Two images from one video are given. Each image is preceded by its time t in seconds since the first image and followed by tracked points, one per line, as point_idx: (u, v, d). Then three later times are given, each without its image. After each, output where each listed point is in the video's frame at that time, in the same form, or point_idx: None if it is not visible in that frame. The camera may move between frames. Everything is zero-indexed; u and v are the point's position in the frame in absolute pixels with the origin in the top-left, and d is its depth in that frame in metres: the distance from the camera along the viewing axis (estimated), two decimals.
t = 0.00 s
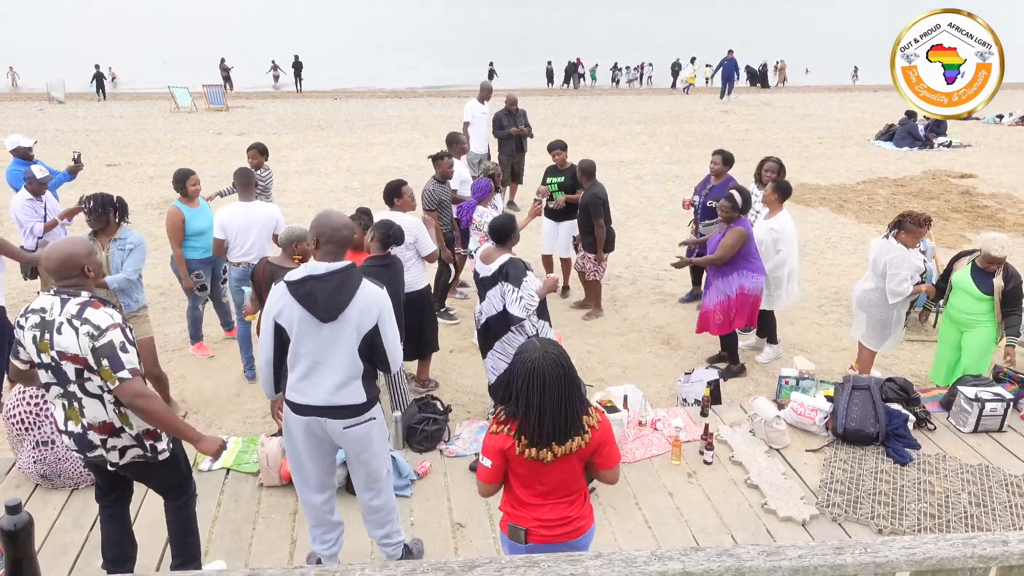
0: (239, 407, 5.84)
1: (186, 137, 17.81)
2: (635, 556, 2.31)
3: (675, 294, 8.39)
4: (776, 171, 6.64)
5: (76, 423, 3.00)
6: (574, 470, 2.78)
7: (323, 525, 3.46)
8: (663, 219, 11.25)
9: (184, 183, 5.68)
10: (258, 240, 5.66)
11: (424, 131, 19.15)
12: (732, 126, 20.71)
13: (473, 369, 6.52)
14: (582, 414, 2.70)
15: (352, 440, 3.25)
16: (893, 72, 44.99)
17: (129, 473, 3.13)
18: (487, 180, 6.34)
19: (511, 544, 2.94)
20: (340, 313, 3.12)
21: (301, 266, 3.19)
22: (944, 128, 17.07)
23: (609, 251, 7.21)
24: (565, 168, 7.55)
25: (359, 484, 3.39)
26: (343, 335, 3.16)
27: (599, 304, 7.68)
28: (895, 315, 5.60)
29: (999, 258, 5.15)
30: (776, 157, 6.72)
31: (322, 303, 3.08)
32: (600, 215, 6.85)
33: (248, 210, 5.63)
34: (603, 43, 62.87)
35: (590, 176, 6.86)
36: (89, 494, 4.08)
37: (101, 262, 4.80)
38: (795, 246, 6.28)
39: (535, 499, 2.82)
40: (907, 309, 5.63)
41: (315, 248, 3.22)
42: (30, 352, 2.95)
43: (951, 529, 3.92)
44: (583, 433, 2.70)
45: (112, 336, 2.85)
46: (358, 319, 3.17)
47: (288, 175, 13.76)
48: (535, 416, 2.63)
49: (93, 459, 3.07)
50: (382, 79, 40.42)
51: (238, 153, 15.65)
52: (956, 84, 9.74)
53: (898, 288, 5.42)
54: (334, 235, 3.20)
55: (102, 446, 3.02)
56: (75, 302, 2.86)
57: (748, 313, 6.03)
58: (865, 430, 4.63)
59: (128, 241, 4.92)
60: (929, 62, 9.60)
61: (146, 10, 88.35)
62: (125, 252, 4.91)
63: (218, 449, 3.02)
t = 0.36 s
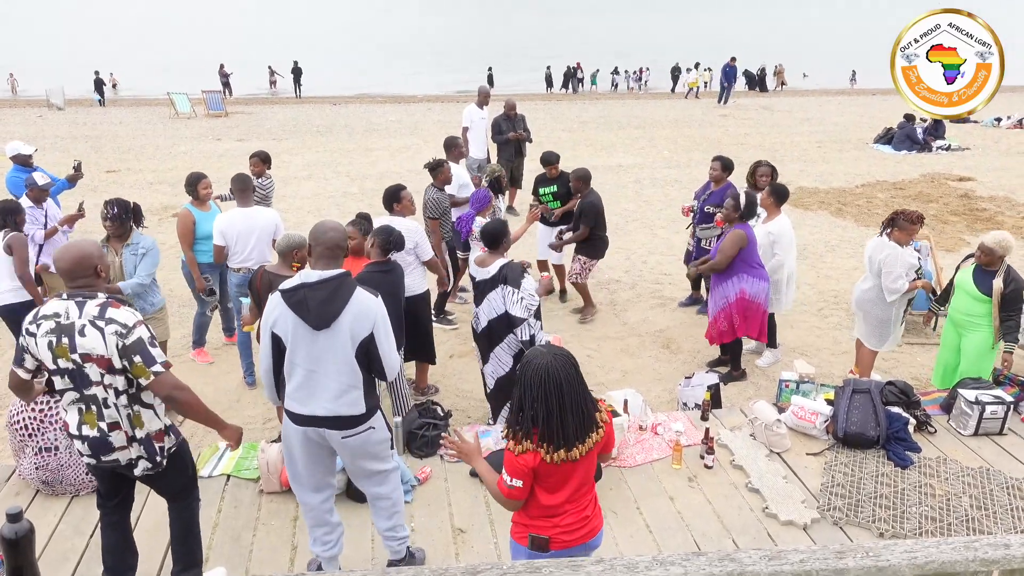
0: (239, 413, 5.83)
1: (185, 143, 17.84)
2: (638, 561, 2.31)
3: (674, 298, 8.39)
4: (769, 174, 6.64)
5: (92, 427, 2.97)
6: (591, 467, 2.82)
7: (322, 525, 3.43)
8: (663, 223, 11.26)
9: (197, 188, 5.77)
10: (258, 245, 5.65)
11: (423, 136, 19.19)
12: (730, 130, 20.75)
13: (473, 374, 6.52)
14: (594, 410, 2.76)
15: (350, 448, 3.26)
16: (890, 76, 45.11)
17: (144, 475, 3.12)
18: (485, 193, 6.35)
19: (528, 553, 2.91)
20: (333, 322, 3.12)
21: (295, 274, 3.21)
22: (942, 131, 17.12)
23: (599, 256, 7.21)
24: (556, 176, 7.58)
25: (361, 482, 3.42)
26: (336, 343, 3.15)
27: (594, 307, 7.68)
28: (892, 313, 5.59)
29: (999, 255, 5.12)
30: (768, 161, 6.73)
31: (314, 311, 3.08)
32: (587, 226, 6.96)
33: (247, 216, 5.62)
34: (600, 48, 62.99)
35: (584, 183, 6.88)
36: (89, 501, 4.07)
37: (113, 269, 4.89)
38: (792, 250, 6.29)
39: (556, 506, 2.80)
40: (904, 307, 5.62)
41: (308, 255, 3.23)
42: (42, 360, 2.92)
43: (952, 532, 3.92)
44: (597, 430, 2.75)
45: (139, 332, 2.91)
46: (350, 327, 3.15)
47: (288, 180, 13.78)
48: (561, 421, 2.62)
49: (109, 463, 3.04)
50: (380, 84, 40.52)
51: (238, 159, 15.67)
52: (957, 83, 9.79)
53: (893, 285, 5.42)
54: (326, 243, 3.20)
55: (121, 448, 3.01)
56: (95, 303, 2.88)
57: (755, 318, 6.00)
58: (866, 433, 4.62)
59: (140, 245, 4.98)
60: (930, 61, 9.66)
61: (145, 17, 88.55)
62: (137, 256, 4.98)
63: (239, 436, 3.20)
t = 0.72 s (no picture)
0: (237, 412, 5.82)
1: (181, 142, 17.80)
2: (636, 560, 2.31)
3: (672, 296, 8.39)
4: (765, 170, 6.64)
5: (126, 418, 3.01)
6: (598, 465, 2.80)
7: (329, 530, 3.44)
8: (660, 221, 11.26)
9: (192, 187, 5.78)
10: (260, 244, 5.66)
11: (420, 134, 19.16)
12: (728, 127, 20.75)
13: (471, 373, 6.51)
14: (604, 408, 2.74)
15: (371, 441, 3.27)
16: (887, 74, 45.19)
17: (172, 464, 3.16)
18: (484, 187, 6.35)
19: (534, 547, 2.92)
20: (355, 309, 3.17)
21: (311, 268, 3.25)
22: (940, 129, 17.15)
23: (596, 256, 7.24)
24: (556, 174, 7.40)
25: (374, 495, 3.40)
26: (358, 332, 3.19)
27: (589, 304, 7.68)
28: (887, 307, 5.58)
29: (992, 245, 5.14)
30: (762, 156, 6.71)
31: (336, 299, 3.13)
32: (585, 213, 6.95)
33: (244, 213, 5.62)
34: (598, 46, 62.96)
35: (583, 179, 6.95)
36: (87, 502, 4.06)
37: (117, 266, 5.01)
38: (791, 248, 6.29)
39: (560, 500, 2.80)
40: (899, 301, 5.60)
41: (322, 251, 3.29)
42: (73, 354, 2.89)
43: (950, 529, 3.92)
44: (606, 429, 2.73)
45: (182, 319, 3.06)
46: (372, 314, 3.23)
47: (284, 179, 13.75)
48: (564, 414, 2.63)
49: (142, 454, 3.07)
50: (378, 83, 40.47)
51: (234, 158, 15.64)
52: (957, 84, 9.91)
53: (881, 278, 5.44)
54: (340, 238, 3.30)
55: (157, 437, 3.07)
56: (133, 292, 2.95)
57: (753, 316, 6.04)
58: (863, 431, 4.63)
59: (142, 242, 5.13)
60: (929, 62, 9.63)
61: (142, 16, 88.37)
62: (140, 252, 5.13)
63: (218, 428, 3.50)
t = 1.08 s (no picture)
0: (239, 415, 5.83)
1: (184, 145, 17.84)
2: (639, 563, 2.31)
3: (674, 298, 8.39)
4: (771, 175, 6.64)
5: (157, 421, 3.03)
6: (590, 476, 2.76)
7: (346, 529, 3.40)
8: (662, 223, 11.27)
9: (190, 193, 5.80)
10: (261, 245, 5.66)
11: (422, 137, 19.20)
12: (729, 129, 20.76)
13: (473, 375, 6.52)
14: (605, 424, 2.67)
15: (408, 442, 3.33)
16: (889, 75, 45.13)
17: (193, 463, 3.22)
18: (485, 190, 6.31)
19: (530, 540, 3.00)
20: (393, 311, 3.22)
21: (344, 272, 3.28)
22: (941, 130, 17.13)
23: (603, 261, 7.22)
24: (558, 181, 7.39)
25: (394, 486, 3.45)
26: (397, 333, 3.25)
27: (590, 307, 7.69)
28: (887, 311, 5.56)
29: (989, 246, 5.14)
30: (770, 161, 6.71)
31: (376, 301, 3.18)
32: (590, 221, 6.94)
33: (246, 217, 5.61)
34: (600, 49, 63.01)
35: (584, 187, 6.93)
36: (90, 505, 4.06)
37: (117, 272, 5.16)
38: (794, 254, 6.27)
39: (552, 496, 2.85)
40: (900, 305, 5.58)
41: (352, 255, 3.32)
42: (109, 362, 2.87)
43: (954, 531, 3.92)
44: (602, 445, 2.66)
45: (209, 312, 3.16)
46: (409, 316, 3.29)
47: (286, 182, 13.78)
48: (553, 412, 2.67)
49: (169, 456, 3.10)
50: (380, 86, 40.53)
51: (236, 161, 15.68)
52: (956, 84, 9.85)
53: (879, 278, 5.45)
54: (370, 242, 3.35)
55: (186, 436, 3.12)
56: (160, 293, 3.02)
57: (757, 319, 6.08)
58: (866, 433, 4.62)
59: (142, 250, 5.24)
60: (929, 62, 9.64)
61: (145, 19, 88.66)
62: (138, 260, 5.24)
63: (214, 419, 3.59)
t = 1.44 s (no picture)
0: (234, 416, 5.81)
1: (180, 145, 17.79)
2: (635, 565, 2.30)
3: (670, 300, 8.40)
4: (770, 179, 6.66)
5: (144, 420, 3.02)
6: (562, 478, 2.74)
7: (349, 526, 3.38)
8: (658, 225, 11.28)
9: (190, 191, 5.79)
10: (258, 244, 5.64)
11: (419, 138, 19.20)
12: (725, 132, 20.82)
13: (469, 377, 6.51)
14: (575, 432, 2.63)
15: (414, 441, 3.32)
16: (884, 79, 45.32)
17: (181, 461, 3.19)
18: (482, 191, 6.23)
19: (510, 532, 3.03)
20: (398, 310, 3.23)
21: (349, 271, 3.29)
22: (936, 133, 17.21)
23: (594, 262, 7.20)
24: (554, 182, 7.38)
25: (398, 484, 3.45)
26: (401, 332, 3.25)
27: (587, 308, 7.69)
28: (881, 314, 5.59)
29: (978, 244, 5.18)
30: (768, 164, 6.74)
31: (382, 299, 3.18)
32: (588, 220, 6.92)
33: (243, 216, 5.60)
34: (596, 51, 63.11)
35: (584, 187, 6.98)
36: (83, 505, 4.04)
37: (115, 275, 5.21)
38: (789, 257, 6.25)
39: (528, 490, 2.88)
40: (893, 309, 5.62)
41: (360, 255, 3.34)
42: (97, 361, 2.88)
43: (948, 534, 3.93)
44: (569, 451, 2.63)
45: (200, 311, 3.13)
46: (414, 316, 3.29)
47: (283, 183, 13.76)
48: (530, 403, 2.70)
49: (156, 454, 3.07)
50: (376, 87, 40.52)
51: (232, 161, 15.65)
52: (956, 84, 10.01)
53: (875, 283, 5.43)
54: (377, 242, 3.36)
55: (172, 435, 3.10)
56: (150, 292, 3.01)
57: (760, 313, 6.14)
58: (861, 435, 4.63)
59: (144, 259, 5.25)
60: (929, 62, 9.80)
61: (142, 19, 88.51)
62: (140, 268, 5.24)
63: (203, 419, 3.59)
